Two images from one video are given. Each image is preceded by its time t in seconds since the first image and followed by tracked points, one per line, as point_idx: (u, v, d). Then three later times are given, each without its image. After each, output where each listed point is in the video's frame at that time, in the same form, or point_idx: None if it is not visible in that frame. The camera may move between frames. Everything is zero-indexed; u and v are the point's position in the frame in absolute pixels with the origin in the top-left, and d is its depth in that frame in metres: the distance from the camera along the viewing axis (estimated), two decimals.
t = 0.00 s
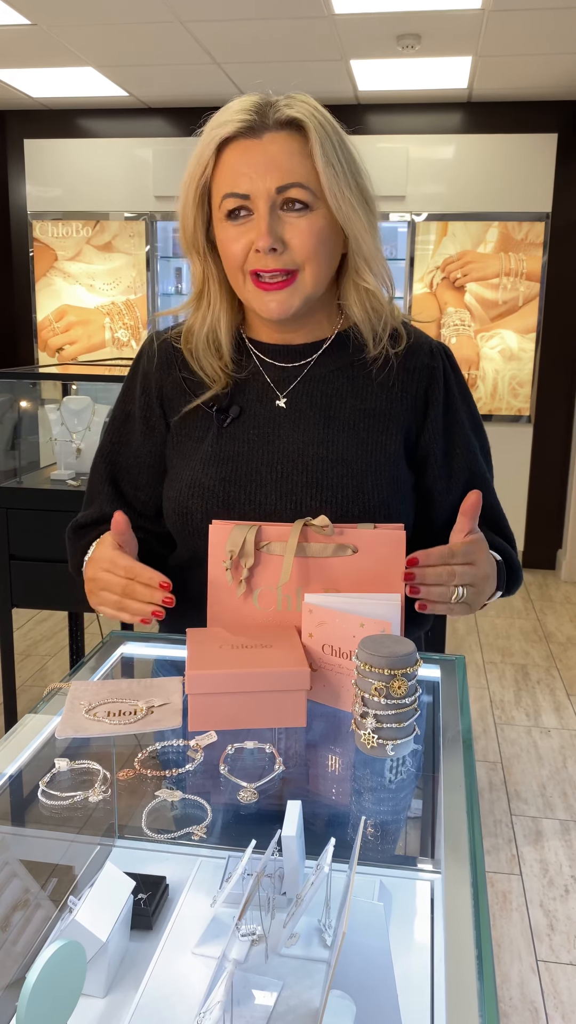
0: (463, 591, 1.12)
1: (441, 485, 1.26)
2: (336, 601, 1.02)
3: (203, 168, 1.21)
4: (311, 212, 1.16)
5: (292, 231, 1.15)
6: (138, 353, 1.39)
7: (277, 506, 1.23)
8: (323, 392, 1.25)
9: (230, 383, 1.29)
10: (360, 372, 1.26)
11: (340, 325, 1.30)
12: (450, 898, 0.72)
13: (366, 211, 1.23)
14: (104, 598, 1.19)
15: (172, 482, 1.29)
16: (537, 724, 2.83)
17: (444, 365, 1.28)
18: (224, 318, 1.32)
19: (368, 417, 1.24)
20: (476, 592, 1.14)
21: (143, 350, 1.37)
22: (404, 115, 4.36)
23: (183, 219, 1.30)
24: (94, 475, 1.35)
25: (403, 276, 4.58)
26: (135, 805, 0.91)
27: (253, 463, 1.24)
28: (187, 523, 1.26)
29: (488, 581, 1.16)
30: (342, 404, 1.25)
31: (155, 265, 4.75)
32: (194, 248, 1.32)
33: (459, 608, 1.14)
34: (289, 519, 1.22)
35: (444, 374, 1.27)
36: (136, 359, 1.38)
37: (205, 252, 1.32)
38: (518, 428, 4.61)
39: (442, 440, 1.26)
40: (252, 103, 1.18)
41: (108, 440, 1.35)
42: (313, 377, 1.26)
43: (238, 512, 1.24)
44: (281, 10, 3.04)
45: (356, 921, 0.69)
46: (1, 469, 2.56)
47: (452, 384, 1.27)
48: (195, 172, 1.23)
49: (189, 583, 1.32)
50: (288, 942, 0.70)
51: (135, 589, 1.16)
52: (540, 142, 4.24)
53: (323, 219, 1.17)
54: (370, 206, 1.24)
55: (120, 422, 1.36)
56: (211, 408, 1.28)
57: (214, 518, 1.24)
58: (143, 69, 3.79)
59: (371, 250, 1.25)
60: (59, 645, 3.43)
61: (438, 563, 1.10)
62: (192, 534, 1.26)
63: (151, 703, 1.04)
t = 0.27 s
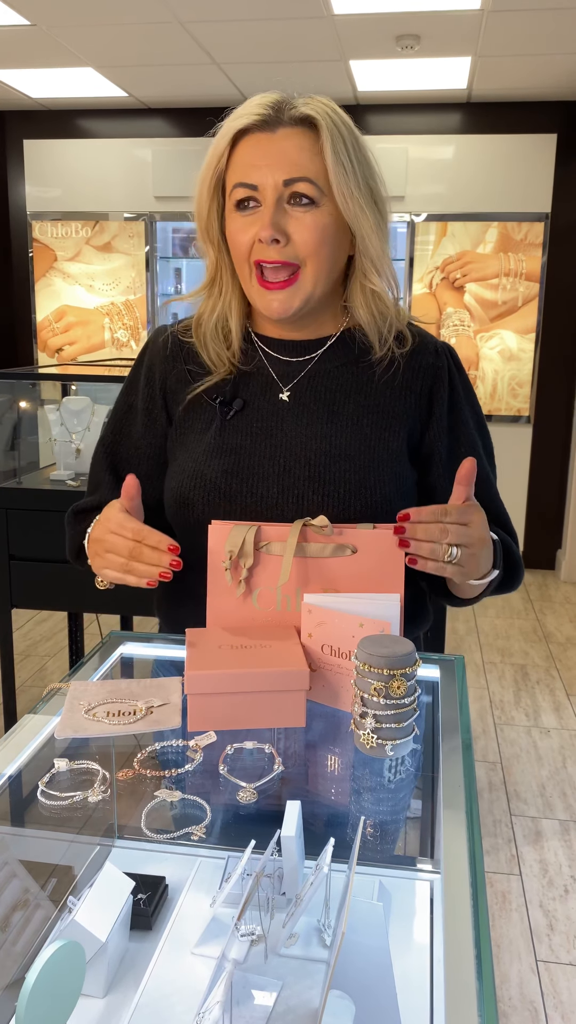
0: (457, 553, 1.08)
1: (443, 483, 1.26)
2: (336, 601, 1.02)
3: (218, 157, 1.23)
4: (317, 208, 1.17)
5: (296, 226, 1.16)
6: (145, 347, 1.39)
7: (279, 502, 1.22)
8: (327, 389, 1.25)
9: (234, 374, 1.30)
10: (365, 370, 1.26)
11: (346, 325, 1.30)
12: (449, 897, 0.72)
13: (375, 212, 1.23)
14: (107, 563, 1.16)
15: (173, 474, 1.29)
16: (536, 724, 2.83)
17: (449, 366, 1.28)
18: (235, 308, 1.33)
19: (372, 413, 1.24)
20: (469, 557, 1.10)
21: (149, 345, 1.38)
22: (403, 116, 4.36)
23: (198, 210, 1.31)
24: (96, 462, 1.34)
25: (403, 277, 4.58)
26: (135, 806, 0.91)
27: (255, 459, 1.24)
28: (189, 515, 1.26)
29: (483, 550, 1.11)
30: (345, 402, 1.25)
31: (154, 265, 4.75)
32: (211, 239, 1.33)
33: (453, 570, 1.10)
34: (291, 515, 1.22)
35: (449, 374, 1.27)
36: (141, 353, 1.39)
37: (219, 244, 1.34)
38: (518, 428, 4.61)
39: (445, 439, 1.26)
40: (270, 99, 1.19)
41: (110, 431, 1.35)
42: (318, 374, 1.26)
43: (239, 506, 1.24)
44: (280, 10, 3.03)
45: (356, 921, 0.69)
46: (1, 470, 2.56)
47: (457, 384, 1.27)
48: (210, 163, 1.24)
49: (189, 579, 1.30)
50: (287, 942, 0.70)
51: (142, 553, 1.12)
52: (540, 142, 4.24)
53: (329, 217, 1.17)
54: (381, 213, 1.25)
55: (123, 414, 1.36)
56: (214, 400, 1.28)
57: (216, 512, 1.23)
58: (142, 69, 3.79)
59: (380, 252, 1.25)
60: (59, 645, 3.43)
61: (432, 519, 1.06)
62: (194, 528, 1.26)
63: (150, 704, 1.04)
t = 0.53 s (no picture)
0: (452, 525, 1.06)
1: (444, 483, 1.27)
2: (335, 601, 1.02)
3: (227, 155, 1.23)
4: (322, 210, 1.17)
5: (299, 228, 1.16)
6: (148, 347, 1.39)
7: (280, 501, 1.23)
8: (329, 389, 1.26)
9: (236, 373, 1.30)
10: (367, 370, 1.27)
11: (349, 326, 1.30)
12: (447, 895, 0.73)
13: (382, 217, 1.23)
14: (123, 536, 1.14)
15: (174, 472, 1.29)
16: (536, 724, 2.83)
17: (451, 368, 1.28)
18: (240, 305, 1.32)
19: (373, 412, 1.24)
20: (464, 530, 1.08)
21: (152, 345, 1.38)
22: (402, 116, 4.37)
23: (208, 207, 1.31)
24: (98, 459, 1.34)
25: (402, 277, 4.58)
26: (133, 806, 0.91)
27: (256, 457, 1.24)
28: (191, 513, 1.26)
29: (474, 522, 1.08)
30: (347, 401, 1.25)
31: (153, 265, 4.75)
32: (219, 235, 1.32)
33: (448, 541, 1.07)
34: (292, 515, 1.22)
35: (451, 376, 1.27)
36: (145, 352, 1.38)
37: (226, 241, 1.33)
38: (518, 429, 4.61)
39: (447, 439, 1.26)
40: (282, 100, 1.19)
41: (113, 429, 1.36)
42: (321, 374, 1.26)
43: (240, 505, 1.24)
44: (280, 10, 3.03)
45: (355, 920, 0.69)
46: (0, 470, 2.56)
47: (459, 386, 1.27)
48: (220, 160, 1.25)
49: (190, 577, 1.29)
50: (285, 942, 0.70)
51: (151, 526, 1.10)
52: (539, 142, 4.25)
53: (333, 220, 1.17)
54: (388, 218, 1.25)
55: (126, 412, 1.36)
56: (216, 398, 1.28)
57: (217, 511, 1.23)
58: (141, 70, 3.79)
59: (385, 257, 1.24)
60: (59, 645, 3.43)
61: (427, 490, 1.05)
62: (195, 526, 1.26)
63: (150, 704, 1.04)
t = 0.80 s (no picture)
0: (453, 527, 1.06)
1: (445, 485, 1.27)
2: (335, 602, 1.03)
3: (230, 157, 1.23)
4: (326, 214, 1.16)
5: (303, 231, 1.15)
6: (151, 348, 1.40)
7: (282, 502, 1.23)
8: (331, 390, 1.26)
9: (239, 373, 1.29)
10: (369, 372, 1.27)
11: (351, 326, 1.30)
12: (447, 894, 0.73)
13: (387, 219, 1.22)
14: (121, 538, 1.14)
15: (176, 473, 1.29)
16: (536, 724, 2.83)
17: (452, 369, 1.28)
18: (243, 308, 1.32)
19: (375, 413, 1.24)
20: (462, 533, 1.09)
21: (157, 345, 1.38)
22: (402, 117, 4.37)
23: (211, 209, 1.31)
24: (102, 461, 1.35)
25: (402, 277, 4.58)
26: (134, 806, 0.91)
27: (257, 459, 1.24)
28: (193, 514, 1.27)
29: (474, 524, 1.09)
30: (349, 402, 1.25)
31: (153, 266, 4.75)
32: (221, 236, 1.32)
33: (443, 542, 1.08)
34: (293, 516, 1.22)
35: (452, 377, 1.28)
36: (148, 354, 1.39)
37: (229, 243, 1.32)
38: (517, 429, 4.61)
39: (448, 441, 1.27)
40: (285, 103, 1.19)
41: (117, 431, 1.36)
42: (322, 375, 1.26)
43: (242, 506, 1.24)
44: (280, 11, 3.03)
45: (356, 921, 0.69)
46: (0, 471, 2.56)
47: (460, 388, 1.28)
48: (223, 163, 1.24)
49: (192, 578, 1.29)
50: (285, 943, 0.70)
51: (145, 526, 1.10)
52: (539, 143, 4.25)
53: (337, 223, 1.16)
54: (391, 220, 1.24)
55: (129, 414, 1.37)
56: (218, 399, 1.28)
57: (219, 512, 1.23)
58: (141, 70, 3.79)
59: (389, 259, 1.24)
60: (59, 646, 3.43)
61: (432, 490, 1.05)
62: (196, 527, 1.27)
63: (150, 705, 1.04)
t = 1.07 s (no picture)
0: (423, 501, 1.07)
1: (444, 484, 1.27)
2: (335, 602, 1.03)
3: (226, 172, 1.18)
4: (340, 224, 1.15)
5: (323, 245, 1.14)
6: (151, 351, 1.39)
7: (282, 503, 1.23)
8: (329, 390, 1.26)
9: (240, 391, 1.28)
10: (367, 371, 1.26)
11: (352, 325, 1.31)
12: (447, 895, 0.73)
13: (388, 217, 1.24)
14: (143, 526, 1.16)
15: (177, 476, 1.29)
16: (535, 725, 2.83)
17: (451, 368, 1.28)
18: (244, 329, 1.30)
19: (373, 414, 1.24)
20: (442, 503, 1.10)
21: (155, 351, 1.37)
22: (402, 117, 4.37)
23: (205, 226, 1.26)
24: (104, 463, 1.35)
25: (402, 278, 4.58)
26: (133, 807, 0.91)
27: (257, 460, 1.24)
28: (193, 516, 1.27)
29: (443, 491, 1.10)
30: (347, 403, 1.25)
31: (153, 266, 4.75)
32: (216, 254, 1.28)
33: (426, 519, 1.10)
34: (292, 516, 1.23)
35: (450, 376, 1.28)
36: (148, 357, 1.38)
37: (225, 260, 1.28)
38: (517, 429, 4.61)
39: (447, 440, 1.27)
40: (281, 114, 1.15)
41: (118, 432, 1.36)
42: (321, 376, 1.26)
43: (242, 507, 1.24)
44: (279, 11, 3.03)
45: (356, 921, 0.70)
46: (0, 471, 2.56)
47: (458, 386, 1.28)
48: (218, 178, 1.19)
49: (192, 579, 1.29)
50: (285, 943, 0.70)
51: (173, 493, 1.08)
52: (539, 143, 4.25)
53: (351, 233, 1.16)
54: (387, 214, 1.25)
55: (129, 416, 1.36)
56: (218, 402, 1.28)
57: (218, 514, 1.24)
58: (141, 71, 3.79)
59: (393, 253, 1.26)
60: (59, 646, 3.43)
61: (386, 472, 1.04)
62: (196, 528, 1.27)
63: (149, 705, 1.04)
